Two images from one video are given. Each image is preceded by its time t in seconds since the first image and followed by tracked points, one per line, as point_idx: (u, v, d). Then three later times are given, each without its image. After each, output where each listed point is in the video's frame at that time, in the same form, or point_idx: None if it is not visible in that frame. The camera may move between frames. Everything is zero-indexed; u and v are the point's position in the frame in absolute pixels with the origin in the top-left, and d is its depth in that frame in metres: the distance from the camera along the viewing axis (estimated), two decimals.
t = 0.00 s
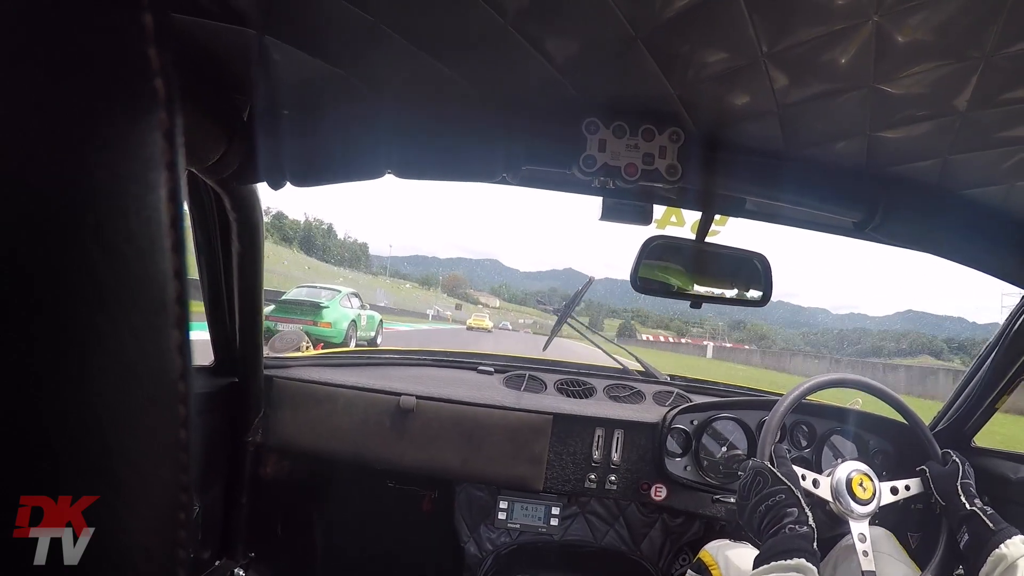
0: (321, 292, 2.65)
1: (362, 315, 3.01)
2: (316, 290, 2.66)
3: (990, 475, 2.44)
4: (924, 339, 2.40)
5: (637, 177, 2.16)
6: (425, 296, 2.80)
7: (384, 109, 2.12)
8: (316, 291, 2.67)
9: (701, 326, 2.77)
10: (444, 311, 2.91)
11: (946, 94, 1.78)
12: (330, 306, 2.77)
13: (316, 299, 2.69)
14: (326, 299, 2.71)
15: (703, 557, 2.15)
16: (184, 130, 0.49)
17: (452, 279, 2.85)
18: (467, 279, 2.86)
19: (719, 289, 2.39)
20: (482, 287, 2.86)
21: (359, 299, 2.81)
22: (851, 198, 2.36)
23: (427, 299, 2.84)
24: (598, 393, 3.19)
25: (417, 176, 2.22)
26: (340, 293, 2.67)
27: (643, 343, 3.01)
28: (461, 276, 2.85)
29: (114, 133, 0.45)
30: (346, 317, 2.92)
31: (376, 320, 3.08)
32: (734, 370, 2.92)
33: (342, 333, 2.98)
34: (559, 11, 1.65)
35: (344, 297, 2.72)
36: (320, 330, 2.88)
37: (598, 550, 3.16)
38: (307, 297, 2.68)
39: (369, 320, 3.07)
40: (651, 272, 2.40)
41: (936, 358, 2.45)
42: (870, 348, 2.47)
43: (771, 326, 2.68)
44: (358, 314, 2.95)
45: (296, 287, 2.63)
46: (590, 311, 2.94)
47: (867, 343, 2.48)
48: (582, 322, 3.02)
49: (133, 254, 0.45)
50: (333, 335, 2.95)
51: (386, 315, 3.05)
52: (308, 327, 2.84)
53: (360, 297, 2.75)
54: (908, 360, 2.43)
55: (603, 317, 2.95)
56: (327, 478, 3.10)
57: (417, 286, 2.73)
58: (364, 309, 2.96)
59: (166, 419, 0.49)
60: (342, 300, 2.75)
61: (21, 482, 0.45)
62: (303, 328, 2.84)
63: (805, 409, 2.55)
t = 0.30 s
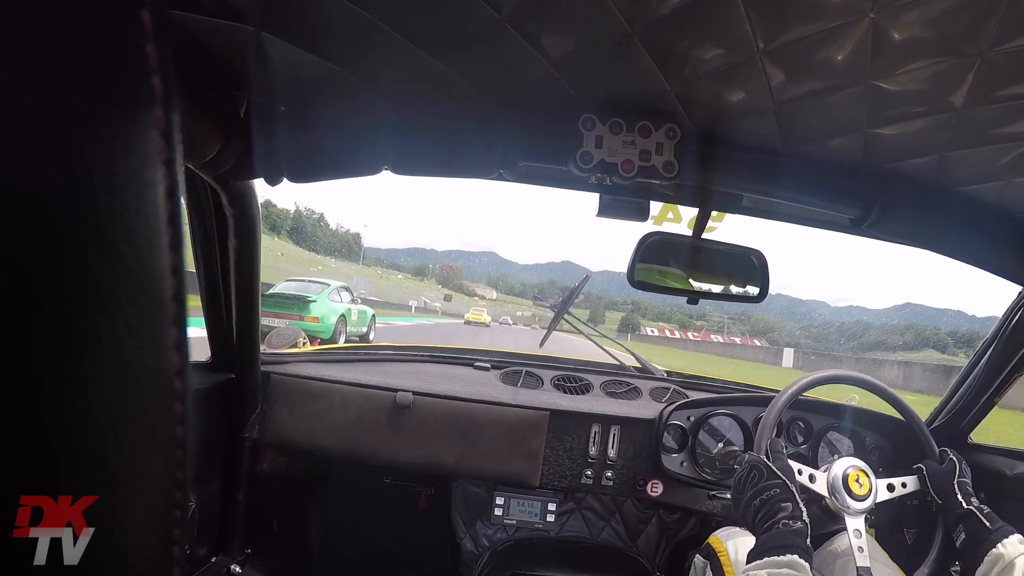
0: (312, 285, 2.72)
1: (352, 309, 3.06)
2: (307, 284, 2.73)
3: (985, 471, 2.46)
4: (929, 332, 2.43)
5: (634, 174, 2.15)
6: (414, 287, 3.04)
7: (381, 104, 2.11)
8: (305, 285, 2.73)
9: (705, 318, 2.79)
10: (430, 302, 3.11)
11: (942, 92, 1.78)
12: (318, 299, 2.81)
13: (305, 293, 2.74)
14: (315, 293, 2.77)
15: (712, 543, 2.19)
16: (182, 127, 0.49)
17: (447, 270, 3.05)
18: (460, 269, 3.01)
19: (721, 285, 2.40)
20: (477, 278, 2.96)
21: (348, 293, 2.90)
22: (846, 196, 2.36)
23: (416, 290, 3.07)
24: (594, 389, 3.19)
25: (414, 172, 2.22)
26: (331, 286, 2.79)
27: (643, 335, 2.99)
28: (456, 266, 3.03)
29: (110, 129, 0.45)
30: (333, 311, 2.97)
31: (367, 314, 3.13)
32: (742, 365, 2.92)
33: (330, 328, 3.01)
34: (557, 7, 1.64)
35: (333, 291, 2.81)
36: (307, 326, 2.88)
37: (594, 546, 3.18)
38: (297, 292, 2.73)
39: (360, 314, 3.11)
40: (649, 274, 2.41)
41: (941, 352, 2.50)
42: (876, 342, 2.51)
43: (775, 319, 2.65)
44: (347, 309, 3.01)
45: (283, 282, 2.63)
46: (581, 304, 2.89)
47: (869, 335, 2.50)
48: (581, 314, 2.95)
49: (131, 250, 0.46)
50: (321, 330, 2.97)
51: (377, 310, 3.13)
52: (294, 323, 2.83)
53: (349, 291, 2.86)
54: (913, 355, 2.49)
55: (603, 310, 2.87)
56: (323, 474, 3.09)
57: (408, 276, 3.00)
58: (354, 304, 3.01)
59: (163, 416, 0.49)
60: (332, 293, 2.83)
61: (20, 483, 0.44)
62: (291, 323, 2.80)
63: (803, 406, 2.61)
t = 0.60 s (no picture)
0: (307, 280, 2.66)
1: (347, 306, 3.01)
2: (302, 280, 2.66)
3: (983, 471, 2.47)
4: (932, 327, 2.43)
5: (633, 173, 2.14)
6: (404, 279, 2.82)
7: (380, 104, 2.11)
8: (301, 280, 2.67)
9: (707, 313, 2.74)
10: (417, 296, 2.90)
11: (941, 92, 1.79)
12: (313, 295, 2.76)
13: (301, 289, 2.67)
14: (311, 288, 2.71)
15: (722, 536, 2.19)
16: (182, 125, 0.49)
17: (442, 263, 2.88)
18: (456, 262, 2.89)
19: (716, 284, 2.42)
20: (474, 271, 2.90)
21: (344, 290, 2.86)
22: (846, 196, 2.37)
23: (406, 280, 2.83)
24: (593, 389, 3.19)
25: (413, 171, 2.22)
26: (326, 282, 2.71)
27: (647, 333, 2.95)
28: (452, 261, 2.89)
29: (109, 128, 0.44)
30: (328, 308, 2.91)
31: (364, 309, 3.08)
32: (740, 364, 2.86)
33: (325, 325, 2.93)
34: (555, 7, 1.64)
35: (329, 287, 2.75)
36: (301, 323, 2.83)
37: (593, 545, 3.18)
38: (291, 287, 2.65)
39: (356, 311, 3.07)
40: (648, 269, 2.39)
41: (945, 348, 2.50)
42: (879, 339, 2.47)
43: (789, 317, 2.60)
44: (343, 305, 2.95)
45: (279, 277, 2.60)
46: (581, 299, 2.89)
47: (872, 332, 2.45)
48: (582, 309, 2.94)
49: (129, 249, 0.46)
50: (315, 328, 2.91)
51: (375, 307, 3.08)
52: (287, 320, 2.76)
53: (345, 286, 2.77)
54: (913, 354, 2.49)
55: (605, 307, 2.86)
56: (321, 474, 3.09)
57: (400, 267, 2.78)
58: (351, 300, 2.96)
59: (161, 415, 0.49)
60: (327, 289, 2.76)
61: (20, 483, 0.44)
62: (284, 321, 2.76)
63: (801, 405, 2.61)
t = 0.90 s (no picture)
0: (308, 276, 2.74)
1: (352, 303, 3.08)
2: (303, 276, 2.74)
3: (980, 467, 2.49)
4: (937, 322, 2.44)
5: (630, 171, 2.15)
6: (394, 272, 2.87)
7: (378, 102, 2.10)
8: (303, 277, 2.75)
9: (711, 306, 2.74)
10: (399, 289, 2.92)
11: (939, 89, 1.79)
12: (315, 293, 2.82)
13: (303, 285, 2.73)
14: (313, 285, 2.77)
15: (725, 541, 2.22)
16: (180, 123, 0.49)
17: (436, 254, 2.93)
18: (454, 255, 2.91)
19: (716, 280, 2.39)
20: (473, 267, 2.89)
21: (348, 286, 2.93)
22: (844, 193, 2.37)
23: (396, 273, 2.88)
24: (591, 386, 3.19)
25: (411, 168, 2.20)
26: (329, 278, 2.81)
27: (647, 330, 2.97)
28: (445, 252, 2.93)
29: (105, 125, 0.44)
30: (331, 304, 2.98)
31: (367, 306, 3.12)
32: (742, 362, 2.86)
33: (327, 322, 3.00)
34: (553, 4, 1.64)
35: (332, 283, 2.84)
36: (304, 321, 2.90)
37: (591, 542, 3.19)
38: (293, 284, 2.71)
39: (360, 307, 3.12)
40: (644, 263, 2.41)
41: (951, 344, 2.50)
42: (881, 333, 2.47)
43: (797, 312, 2.60)
44: (347, 301, 3.03)
45: (279, 274, 2.66)
46: (580, 296, 2.89)
47: (875, 329, 2.48)
48: (581, 304, 2.92)
49: (126, 246, 0.45)
50: (317, 325, 2.98)
51: (378, 304, 3.11)
52: (290, 317, 2.82)
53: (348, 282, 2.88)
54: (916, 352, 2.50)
55: (606, 302, 2.86)
56: (319, 472, 3.09)
57: (394, 262, 2.84)
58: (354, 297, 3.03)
59: (159, 413, 0.49)
60: (330, 286, 2.85)
61: (18, 483, 0.44)
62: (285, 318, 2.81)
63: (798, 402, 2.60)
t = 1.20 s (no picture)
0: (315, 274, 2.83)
1: (360, 301, 3.18)
2: (310, 273, 2.83)
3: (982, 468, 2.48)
4: (942, 317, 2.43)
5: (631, 170, 2.13)
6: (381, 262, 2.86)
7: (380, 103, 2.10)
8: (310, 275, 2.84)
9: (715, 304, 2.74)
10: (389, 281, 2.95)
11: (940, 89, 1.78)
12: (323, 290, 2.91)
13: (310, 283, 2.83)
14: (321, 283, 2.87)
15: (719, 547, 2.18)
16: (179, 123, 0.49)
17: (431, 247, 2.87)
18: (450, 249, 2.90)
19: (718, 282, 2.40)
20: (469, 259, 2.92)
21: (355, 284, 3.02)
22: (847, 193, 2.36)
23: (383, 264, 2.89)
24: (592, 386, 3.18)
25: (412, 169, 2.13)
26: (337, 275, 2.90)
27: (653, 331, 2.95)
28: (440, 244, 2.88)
29: (105, 124, 0.44)
30: (339, 303, 3.05)
31: (375, 304, 3.25)
32: (745, 360, 2.88)
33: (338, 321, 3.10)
34: (554, 4, 1.64)
35: (340, 280, 2.93)
36: (313, 318, 2.96)
37: (592, 542, 3.19)
38: (300, 282, 2.79)
39: (367, 305, 3.24)
40: (647, 261, 2.41)
41: (956, 338, 2.49)
42: (885, 328, 2.47)
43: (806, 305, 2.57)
44: (353, 300, 3.11)
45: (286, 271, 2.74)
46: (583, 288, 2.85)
47: (880, 320, 2.47)
48: (583, 299, 2.89)
49: (126, 245, 0.45)
50: (327, 323, 3.05)
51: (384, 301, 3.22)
52: (298, 316, 2.88)
53: (355, 280, 2.96)
54: (924, 345, 2.49)
55: (609, 296, 2.84)
56: (320, 472, 3.09)
57: (385, 255, 2.83)
58: (362, 296, 3.13)
59: (158, 413, 0.48)
60: (338, 283, 2.94)
61: (18, 482, 0.44)
62: (295, 317, 2.87)
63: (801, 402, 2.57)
